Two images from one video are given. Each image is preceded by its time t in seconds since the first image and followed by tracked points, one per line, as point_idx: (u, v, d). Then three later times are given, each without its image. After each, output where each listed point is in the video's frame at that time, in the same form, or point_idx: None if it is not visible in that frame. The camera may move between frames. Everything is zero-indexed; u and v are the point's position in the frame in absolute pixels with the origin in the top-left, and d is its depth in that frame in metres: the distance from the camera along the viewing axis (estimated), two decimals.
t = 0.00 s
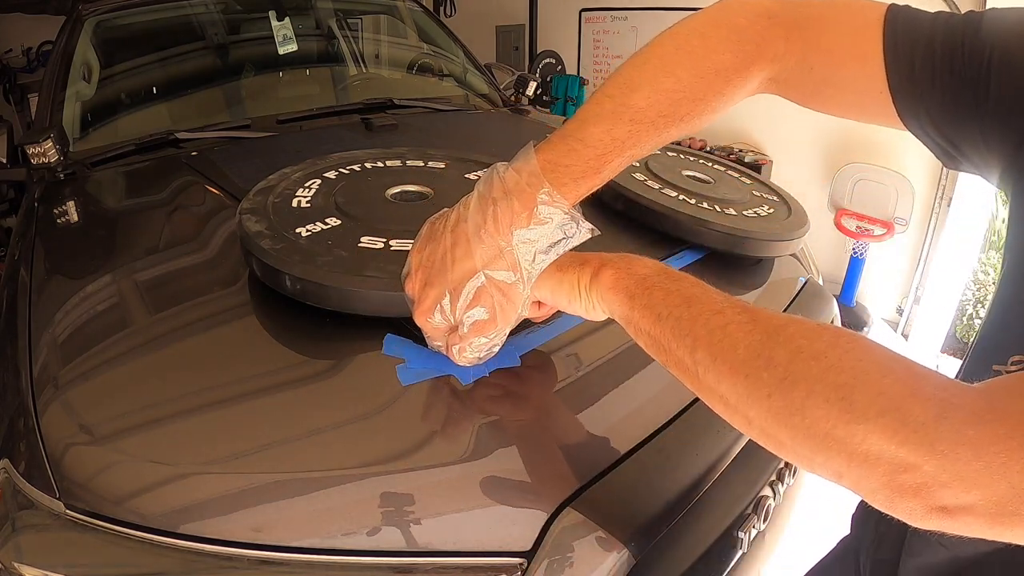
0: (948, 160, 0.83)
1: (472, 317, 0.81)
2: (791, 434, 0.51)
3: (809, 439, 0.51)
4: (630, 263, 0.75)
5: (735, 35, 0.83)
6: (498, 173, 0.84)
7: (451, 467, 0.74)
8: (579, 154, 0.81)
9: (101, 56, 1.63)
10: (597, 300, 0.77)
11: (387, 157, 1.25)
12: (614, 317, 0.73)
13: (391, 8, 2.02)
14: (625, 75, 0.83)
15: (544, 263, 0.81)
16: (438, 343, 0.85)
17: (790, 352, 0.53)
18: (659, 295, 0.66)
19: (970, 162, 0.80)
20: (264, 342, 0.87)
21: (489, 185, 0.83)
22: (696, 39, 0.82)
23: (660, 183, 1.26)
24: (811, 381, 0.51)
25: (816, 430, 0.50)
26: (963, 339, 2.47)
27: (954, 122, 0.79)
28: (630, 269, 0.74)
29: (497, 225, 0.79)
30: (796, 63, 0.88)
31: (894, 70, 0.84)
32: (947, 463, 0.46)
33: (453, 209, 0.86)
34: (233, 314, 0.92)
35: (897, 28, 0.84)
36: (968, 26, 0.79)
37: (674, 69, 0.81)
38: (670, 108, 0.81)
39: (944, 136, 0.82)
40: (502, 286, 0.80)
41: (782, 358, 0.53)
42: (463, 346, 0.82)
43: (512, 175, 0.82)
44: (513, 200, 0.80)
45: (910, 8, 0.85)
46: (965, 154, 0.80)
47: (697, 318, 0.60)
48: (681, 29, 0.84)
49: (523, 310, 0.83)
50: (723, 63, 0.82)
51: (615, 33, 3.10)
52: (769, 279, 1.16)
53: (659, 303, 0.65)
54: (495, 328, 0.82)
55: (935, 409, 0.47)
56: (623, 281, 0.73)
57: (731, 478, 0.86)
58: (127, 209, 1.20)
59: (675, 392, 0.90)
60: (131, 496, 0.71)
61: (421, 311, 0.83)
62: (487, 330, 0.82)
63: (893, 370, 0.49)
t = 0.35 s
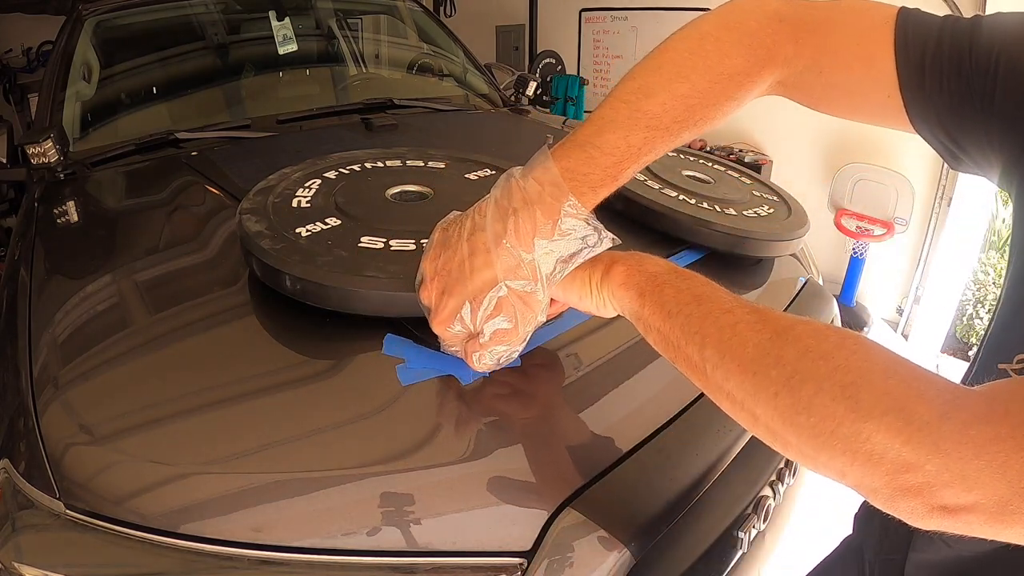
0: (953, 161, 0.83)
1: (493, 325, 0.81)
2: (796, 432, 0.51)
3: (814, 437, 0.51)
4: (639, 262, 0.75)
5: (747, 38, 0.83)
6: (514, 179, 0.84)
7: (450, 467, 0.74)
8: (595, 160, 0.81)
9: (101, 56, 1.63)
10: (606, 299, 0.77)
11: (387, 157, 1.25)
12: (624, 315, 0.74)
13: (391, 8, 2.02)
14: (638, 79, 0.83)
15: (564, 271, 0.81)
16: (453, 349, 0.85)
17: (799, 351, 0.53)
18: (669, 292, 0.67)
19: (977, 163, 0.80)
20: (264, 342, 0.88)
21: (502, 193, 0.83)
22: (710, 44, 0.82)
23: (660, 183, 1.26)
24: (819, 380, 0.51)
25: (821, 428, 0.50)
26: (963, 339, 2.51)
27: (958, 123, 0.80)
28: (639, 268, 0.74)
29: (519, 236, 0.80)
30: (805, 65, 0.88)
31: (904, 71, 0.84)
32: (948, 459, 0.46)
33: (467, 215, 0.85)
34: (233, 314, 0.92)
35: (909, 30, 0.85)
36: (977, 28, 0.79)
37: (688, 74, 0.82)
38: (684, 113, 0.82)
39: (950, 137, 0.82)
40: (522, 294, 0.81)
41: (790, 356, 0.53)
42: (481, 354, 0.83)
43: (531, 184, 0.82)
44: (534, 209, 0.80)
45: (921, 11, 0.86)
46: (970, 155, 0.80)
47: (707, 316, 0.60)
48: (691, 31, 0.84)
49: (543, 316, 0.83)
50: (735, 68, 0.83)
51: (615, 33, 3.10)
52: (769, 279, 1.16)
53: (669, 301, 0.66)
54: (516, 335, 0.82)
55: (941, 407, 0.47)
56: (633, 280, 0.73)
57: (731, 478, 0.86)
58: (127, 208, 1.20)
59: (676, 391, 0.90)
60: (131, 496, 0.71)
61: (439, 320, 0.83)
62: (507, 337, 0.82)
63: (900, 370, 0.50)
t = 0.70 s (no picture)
0: (957, 161, 0.83)
1: (511, 321, 0.81)
2: (805, 430, 0.51)
3: (823, 435, 0.51)
4: (649, 266, 0.76)
5: (757, 40, 0.86)
6: (528, 177, 0.84)
7: (450, 467, 0.74)
8: (609, 160, 0.82)
9: (101, 56, 1.63)
10: (615, 301, 0.78)
11: (387, 157, 1.25)
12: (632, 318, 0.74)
13: (391, 8, 2.03)
14: (650, 80, 0.85)
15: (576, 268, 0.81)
16: (467, 347, 0.85)
17: (809, 350, 0.53)
18: (679, 296, 0.67)
19: (980, 162, 0.80)
20: (264, 342, 0.87)
21: (514, 190, 0.84)
22: (721, 45, 0.84)
23: (660, 183, 1.26)
24: (829, 378, 0.51)
25: (831, 425, 0.50)
26: (963, 339, 2.51)
27: (960, 121, 0.80)
28: (650, 271, 0.74)
29: (537, 233, 0.80)
30: (812, 67, 0.90)
31: (909, 72, 0.85)
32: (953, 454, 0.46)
33: (480, 214, 0.85)
34: (233, 314, 0.92)
35: (915, 32, 0.86)
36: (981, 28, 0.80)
37: (699, 74, 0.83)
38: (696, 114, 0.84)
39: (953, 136, 0.82)
40: (538, 290, 0.80)
41: (800, 355, 0.53)
42: (498, 350, 0.83)
43: (548, 182, 0.82)
44: (551, 207, 0.81)
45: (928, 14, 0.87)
46: (973, 154, 0.80)
47: (716, 318, 0.60)
48: (703, 32, 0.86)
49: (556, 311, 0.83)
50: (744, 69, 0.85)
51: (615, 33, 3.10)
52: (769, 278, 1.16)
53: (678, 303, 0.66)
54: (533, 331, 0.83)
55: (947, 404, 0.47)
56: (643, 282, 0.74)
57: (731, 478, 0.86)
58: (127, 208, 1.20)
59: (676, 391, 0.90)
60: (131, 496, 0.71)
61: (454, 318, 0.82)
62: (524, 333, 0.82)
63: (907, 369, 0.50)
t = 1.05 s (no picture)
0: (959, 161, 0.83)
1: (515, 320, 0.82)
2: (808, 432, 0.51)
3: (826, 436, 0.50)
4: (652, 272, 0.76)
5: (761, 43, 0.87)
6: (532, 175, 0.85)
7: (451, 468, 0.73)
8: (614, 159, 0.83)
9: (101, 56, 1.63)
10: (616, 304, 0.77)
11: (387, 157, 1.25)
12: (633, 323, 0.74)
13: (391, 8, 2.03)
14: (655, 81, 0.87)
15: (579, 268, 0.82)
16: (472, 346, 0.85)
17: (813, 353, 0.53)
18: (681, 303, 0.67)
19: (982, 161, 0.80)
20: (264, 342, 0.87)
21: (517, 190, 0.85)
22: (725, 47, 0.86)
23: (660, 183, 1.26)
24: (832, 380, 0.51)
25: (834, 426, 0.50)
26: (963, 339, 2.52)
27: (964, 120, 0.80)
28: (653, 277, 0.75)
29: (542, 232, 0.81)
30: (816, 70, 0.91)
31: (914, 70, 0.86)
32: (956, 454, 0.46)
33: (483, 215, 0.86)
34: (233, 314, 0.92)
35: (920, 33, 0.87)
36: (985, 29, 0.80)
37: (703, 75, 0.85)
38: (699, 115, 0.85)
39: (956, 133, 0.82)
40: (542, 289, 0.81)
41: (804, 358, 0.53)
42: (503, 348, 0.83)
43: (553, 181, 0.83)
44: (556, 206, 0.81)
45: (935, 15, 0.87)
46: (975, 153, 0.80)
47: (718, 323, 0.61)
48: (707, 34, 0.87)
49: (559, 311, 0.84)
50: (747, 72, 0.87)
51: (615, 33, 3.10)
52: (769, 278, 1.16)
53: (681, 308, 0.66)
54: (538, 330, 0.83)
55: (947, 407, 0.47)
56: (647, 287, 0.74)
57: (731, 478, 0.86)
58: (127, 208, 1.20)
59: (676, 391, 0.90)
60: (131, 496, 0.71)
61: (459, 317, 0.83)
62: (528, 332, 0.83)
63: (910, 371, 0.50)
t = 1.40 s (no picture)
0: (960, 162, 0.83)
1: (525, 311, 0.80)
2: (805, 420, 0.51)
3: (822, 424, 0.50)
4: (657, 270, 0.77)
5: (768, 44, 0.88)
6: (547, 168, 0.85)
7: (450, 468, 0.74)
8: (623, 156, 0.84)
9: (101, 56, 1.63)
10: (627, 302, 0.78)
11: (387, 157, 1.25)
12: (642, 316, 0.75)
13: (391, 8, 2.03)
14: (663, 82, 0.87)
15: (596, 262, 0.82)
16: (476, 337, 0.84)
17: (812, 344, 0.54)
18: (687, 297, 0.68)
19: (983, 161, 0.80)
20: (264, 342, 0.87)
21: (524, 183, 0.84)
22: (733, 49, 0.87)
23: (660, 184, 1.26)
24: (830, 369, 0.51)
25: (830, 414, 0.50)
26: (962, 339, 2.55)
27: (964, 120, 0.80)
28: (662, 272, 0.75)
29: (557, 226, 0.80)
30: (819, 71, 0.91)
31: (915, 71, 0.86)
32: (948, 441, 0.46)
33: (493, 205, 0.84)
34: (234, 313, 0.92)
35: (921, 35, 0.87)
36: (985, 30, 0.80)
37: (710, 77, 0.86)
38: (706, 116, 0.86)
39: (957, 134, 0.82)
40: (553, 281, 0.80)
41: (804, 349, 0.53)
42: (508, 339, 0.82)
43: (568, 176, 0.83)
44: (572, 200, 0.81)
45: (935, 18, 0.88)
46: (976, 154, 0.80)
47: (722, 316, 0.61)
48: (711, 36, 0.88)
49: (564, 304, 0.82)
50: (753, 73, 0.87)
51: (615, 33, 3.10)
52: (769, 278, 1.16)
53: (687, 302, 0.67)
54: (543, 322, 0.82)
55: (940, 398, 0.47)
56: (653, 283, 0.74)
57: (731, 478, 0.86)
58: (127, 208, 1.20)
59: (675, 391, 0.90)
60: (131, 496, 0.71)
61: (468, 308, 0.81)
62: (535, 325, 0.82)
63: (908, 363, 0.50)
